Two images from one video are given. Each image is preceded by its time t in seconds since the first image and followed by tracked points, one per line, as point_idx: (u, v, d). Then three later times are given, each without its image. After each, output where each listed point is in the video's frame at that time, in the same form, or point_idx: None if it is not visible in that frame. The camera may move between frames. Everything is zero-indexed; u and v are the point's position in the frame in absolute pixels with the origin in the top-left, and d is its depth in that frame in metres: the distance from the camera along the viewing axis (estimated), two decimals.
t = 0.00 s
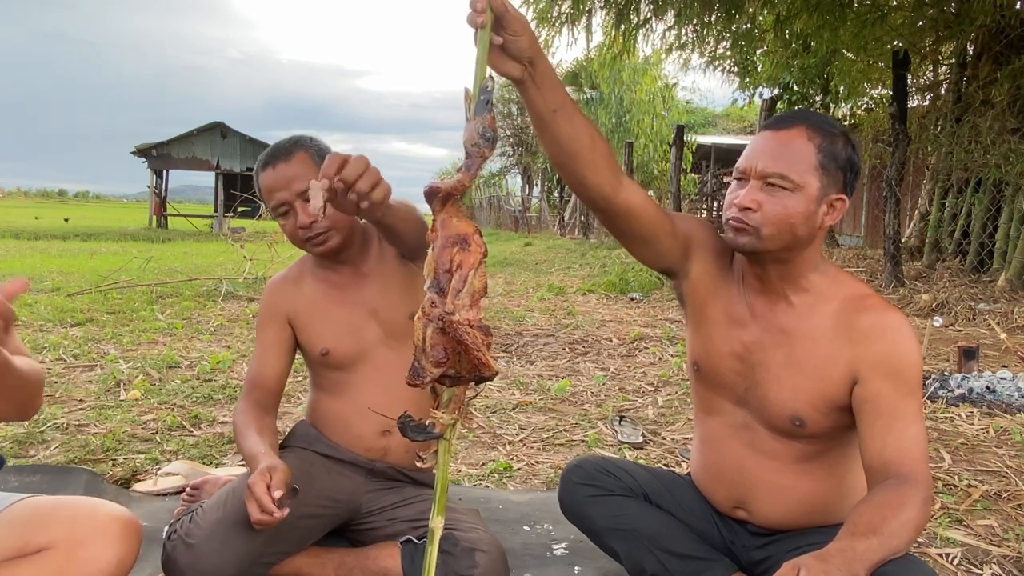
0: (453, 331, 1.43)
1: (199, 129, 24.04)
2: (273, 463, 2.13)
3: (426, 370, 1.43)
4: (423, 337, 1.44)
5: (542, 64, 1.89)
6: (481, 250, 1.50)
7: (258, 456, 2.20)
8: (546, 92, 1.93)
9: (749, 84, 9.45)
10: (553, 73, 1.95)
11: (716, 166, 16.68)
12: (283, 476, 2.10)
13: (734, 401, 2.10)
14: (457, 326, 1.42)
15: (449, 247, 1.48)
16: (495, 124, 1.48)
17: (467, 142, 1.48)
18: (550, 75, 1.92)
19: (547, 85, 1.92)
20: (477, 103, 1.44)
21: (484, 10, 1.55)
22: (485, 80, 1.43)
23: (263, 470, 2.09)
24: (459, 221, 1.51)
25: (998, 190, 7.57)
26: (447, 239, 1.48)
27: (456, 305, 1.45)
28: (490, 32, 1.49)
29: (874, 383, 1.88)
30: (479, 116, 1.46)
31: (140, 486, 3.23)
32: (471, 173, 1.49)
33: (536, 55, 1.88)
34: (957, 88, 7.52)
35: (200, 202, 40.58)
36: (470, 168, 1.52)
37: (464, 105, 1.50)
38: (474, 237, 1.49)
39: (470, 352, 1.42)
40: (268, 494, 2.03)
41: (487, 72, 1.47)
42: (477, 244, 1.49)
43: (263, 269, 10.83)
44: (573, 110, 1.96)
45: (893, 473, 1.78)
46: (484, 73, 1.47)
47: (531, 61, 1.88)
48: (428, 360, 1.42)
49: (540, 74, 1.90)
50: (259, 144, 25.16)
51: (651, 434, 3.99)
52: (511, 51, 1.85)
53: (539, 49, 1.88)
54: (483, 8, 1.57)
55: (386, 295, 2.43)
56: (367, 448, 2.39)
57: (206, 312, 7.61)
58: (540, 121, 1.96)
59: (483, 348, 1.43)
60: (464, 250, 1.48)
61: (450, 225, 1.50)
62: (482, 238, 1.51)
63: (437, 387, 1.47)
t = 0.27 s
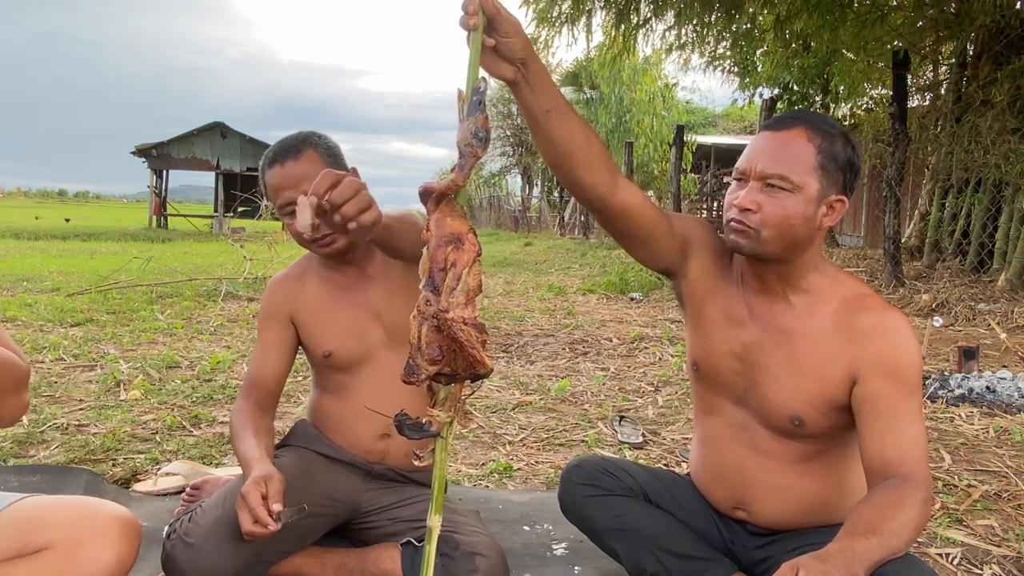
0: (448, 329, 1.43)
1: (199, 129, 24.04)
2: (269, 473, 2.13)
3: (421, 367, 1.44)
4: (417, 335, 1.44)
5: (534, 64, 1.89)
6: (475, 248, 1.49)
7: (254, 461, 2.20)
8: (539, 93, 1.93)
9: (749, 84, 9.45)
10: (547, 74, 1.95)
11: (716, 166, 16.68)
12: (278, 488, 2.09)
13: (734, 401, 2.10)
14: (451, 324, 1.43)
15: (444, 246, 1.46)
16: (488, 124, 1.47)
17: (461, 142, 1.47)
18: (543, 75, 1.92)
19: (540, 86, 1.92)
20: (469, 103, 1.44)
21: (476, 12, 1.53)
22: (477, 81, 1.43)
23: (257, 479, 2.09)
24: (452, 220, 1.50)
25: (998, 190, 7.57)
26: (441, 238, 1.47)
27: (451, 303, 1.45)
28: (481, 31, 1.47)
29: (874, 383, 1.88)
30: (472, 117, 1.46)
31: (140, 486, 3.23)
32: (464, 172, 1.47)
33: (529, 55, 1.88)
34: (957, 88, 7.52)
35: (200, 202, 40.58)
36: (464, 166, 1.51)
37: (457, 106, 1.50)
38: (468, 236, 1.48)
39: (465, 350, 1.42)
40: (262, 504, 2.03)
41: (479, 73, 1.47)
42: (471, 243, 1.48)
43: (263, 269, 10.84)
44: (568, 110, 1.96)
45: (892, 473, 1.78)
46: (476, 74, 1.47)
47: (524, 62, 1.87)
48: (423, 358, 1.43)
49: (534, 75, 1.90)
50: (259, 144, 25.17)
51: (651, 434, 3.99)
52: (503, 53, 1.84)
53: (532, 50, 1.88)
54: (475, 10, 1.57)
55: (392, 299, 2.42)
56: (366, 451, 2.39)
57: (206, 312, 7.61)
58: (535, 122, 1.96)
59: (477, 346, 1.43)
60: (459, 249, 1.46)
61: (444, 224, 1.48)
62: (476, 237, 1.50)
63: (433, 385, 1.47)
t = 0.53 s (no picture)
0: (448, 328, 1.42)
1: (199, 129, 24.04)
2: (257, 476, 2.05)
3: (421, 367, 1.44)
4: (418, 335, 1.44)
5: (533, 65, 1.88)
6: (474, 248, 1.49)
7: (241, 463, 2.12)
8: (538, 94, 1.93)
9: (749, 84, 9.45)
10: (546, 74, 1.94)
11: (716, 166, 16.68)
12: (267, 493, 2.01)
13: (734, 401, 2.10)
14: (451, 323, 1.42)
15: (443, 246, 1.46)
16: (487, 124, 1.48)
17: (460, 143, 1.47)
18: (543, 75, 1.92)
19: (540, 86, 1.92)
20: (469, 104, 1.44)
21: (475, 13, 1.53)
22: (477, 82, 1.43)
23: (245, 483, 2.01)
24: (452, 219, 1.49)
25: (998, 190, 7.56)
26: (440, 238, 1.46)
27: (450, 303, 1.45)
28: (480, 31, 1.47)
29: (874, 383, 1.88)
30: (471, 117, 1.46)
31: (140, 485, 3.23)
32: (464, 173, 1.47)
33: (528, 56, 1.87)
34: (957, 89, 7.52)
35: (200, 202, 40.59)
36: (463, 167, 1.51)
37: (456, 106, 1.50)
38: (467, 236, 1.49)
39: (464, 350, 1.42)
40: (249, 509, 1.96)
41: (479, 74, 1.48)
42: (471, 243, 1.48)
43: (263, 269, 10.84)
44: (567, 111, 1.96)
45: (892, 472, 1.78)
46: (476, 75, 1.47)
47: (523, 62, 1.87)
48: (423, 357, 1.43)
49: (532, 76, 1.90)
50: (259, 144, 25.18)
51: (651, 434, 3.99)
52: (502, 53, 1.83)
53: (531, 50, 1.87)
54: (474, 11, 1.57)
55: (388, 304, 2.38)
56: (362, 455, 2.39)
57: (206, 312, 7.61)
58: (534, 123, 1.96)
59: (477, 346, 1.43)
60: (458, 249, 1.46)
61: (444, 224, 1.48)
62: (476, 236, 1.50)
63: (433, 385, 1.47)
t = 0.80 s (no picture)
0: (449, 329, 1.42)
1: (199, 129, 24.04)
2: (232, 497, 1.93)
3: (421, 367, 1.42)
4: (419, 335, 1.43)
5: (534, 65, 1.88)
6: (476, 248, 1.49)
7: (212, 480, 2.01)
8: (539, 94, 1.92)
9: (749, 84, 9.45)
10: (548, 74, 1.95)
11: (716, 166, 16.68)
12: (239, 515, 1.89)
13: (734, 401, 2.10)
14: (453, 324, 1.42)
15: (444, 246, 1.46)
16: (489, 124, 1.47)
17: (462, 142, 1.47)
18: (544, 75, 1.91)
19: (541, 86, 1.92)
20: (470, 104, 1.44)
21: (477, 12, 1.53)
22: (478, 82, 1.43)
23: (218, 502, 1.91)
24: (453, 220, 1.50)
25: (998, 190, 7.56)
26: (441, 239, 1.47)
27: (452, 303, 1.44)
28: (482, 31, 1.46)
29: (874, 383, 1.88)
30: (473, 117, 1.46)
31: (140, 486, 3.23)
32: (466, 173, 1.47)
33: (529, 56, 1.86)
34: (957, 89, 7.53)
35: (200, 202, 40.59)
36: (465, 167, 1.51)
37: (458, 106, 1.50)
38: (468, 236, 1.49)
39: (466, 350, 1.41)
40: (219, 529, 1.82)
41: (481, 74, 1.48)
42: (471, 243, 1.48)
43: (263, 269, 10.84)
44: (567, 111, 1.96)
45: (892, 472, 1.78)
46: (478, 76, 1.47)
47: (525, 62, 1.86)
48: (425, 358, 1.41)
49: (534, 76, 1.90)
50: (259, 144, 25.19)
51: (651, 434, 3.99)
52: (504, 53, 1.83)
53: (533, 50, 1.87)
54: (475, 11, 1.57)
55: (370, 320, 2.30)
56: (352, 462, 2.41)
57: (206, 312, 7.61)
58: (535, 123, 1.96)
59: (478, 346, 1.42)
60: (459, 249, 1.46)
61: (445, 224, 1.49)
62: (477, 237, 1.50)
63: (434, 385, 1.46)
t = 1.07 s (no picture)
0: (451, 329, 1.42)
1: (199, 129, 24.04)
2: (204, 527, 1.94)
3: (423, 368, 1.42)
4: (420, 336, 1.43)
5: (536, 65, 1.88)
6: (478, 249, 1.49)
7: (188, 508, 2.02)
8: (541, 94, 1.93)
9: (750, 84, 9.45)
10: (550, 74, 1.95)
11: (716, 166, 16.68)
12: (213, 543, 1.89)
13: (734, 401, 2.10)
14: (455, 325, 1.42)
15: (447, 247, 1.46)
16: (492, 124, 1.47)
17: (464, 142, 1.47)
18: (546, 75, 1.92)
19: (543, 86, 1.92)
20: (473, 103, 1.45)
21: (480, 12, 1.52)
22: (481, 82, 1.44)
23: (190, 534, 1.89)
24: (456, 220, 1.49)
25: (998, 190, 7.56)
26: (444, 239, 1.47)
27: (454, 304, 1.44)
28: (485, 30, 1.46)
29: (873, 383, 1.88)
30: (475, 117, 1.47)
31: (140, 485, 3.23)
32: (468, 173, 1.47)
33: (532, 56, 1.88)
34: (957, 89, 7.53)
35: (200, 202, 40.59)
36: (467, 167, 1.51)
37: (460, 106, 1.50)
38: (471, 236, 1.48)
39: (468, 351, 1.41)
40: (192, 560, 1.83)
41: (483, 75, 1.49)
42: (474, 244, 1.48)
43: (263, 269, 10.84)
44: (568, 111, 1.96)
45: (891, 473, 1.78)
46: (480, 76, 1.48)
47: (527, 62, 1.87)
48: (426, 358, 1.41)
49: (536, 76, 1.90)
50: (259, 144, 25.19)
51: (651, 434, 3.99)
52: (507, 53, 1.84)
53: (535, 50, 1.88)
54: (479, 11, 1.55)
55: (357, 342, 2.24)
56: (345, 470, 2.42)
57: (206, 312, 7.61)
58: (537, 123, 1.96)
59: (480, 346, 1.42)
60: (461, 250, 1.46)
61: (447, 224, 1.48)
62: (480, 237, 1.50)
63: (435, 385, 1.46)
